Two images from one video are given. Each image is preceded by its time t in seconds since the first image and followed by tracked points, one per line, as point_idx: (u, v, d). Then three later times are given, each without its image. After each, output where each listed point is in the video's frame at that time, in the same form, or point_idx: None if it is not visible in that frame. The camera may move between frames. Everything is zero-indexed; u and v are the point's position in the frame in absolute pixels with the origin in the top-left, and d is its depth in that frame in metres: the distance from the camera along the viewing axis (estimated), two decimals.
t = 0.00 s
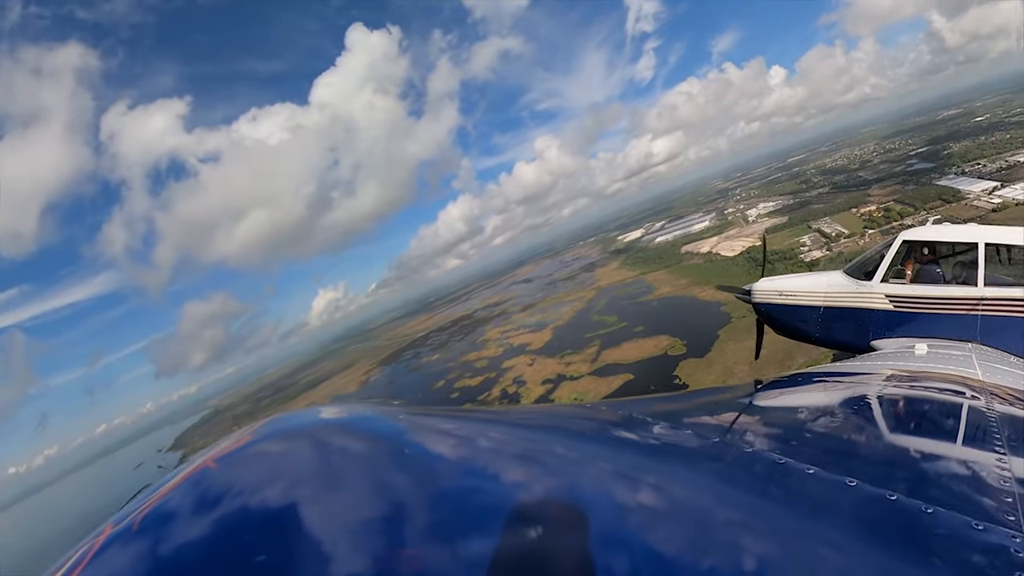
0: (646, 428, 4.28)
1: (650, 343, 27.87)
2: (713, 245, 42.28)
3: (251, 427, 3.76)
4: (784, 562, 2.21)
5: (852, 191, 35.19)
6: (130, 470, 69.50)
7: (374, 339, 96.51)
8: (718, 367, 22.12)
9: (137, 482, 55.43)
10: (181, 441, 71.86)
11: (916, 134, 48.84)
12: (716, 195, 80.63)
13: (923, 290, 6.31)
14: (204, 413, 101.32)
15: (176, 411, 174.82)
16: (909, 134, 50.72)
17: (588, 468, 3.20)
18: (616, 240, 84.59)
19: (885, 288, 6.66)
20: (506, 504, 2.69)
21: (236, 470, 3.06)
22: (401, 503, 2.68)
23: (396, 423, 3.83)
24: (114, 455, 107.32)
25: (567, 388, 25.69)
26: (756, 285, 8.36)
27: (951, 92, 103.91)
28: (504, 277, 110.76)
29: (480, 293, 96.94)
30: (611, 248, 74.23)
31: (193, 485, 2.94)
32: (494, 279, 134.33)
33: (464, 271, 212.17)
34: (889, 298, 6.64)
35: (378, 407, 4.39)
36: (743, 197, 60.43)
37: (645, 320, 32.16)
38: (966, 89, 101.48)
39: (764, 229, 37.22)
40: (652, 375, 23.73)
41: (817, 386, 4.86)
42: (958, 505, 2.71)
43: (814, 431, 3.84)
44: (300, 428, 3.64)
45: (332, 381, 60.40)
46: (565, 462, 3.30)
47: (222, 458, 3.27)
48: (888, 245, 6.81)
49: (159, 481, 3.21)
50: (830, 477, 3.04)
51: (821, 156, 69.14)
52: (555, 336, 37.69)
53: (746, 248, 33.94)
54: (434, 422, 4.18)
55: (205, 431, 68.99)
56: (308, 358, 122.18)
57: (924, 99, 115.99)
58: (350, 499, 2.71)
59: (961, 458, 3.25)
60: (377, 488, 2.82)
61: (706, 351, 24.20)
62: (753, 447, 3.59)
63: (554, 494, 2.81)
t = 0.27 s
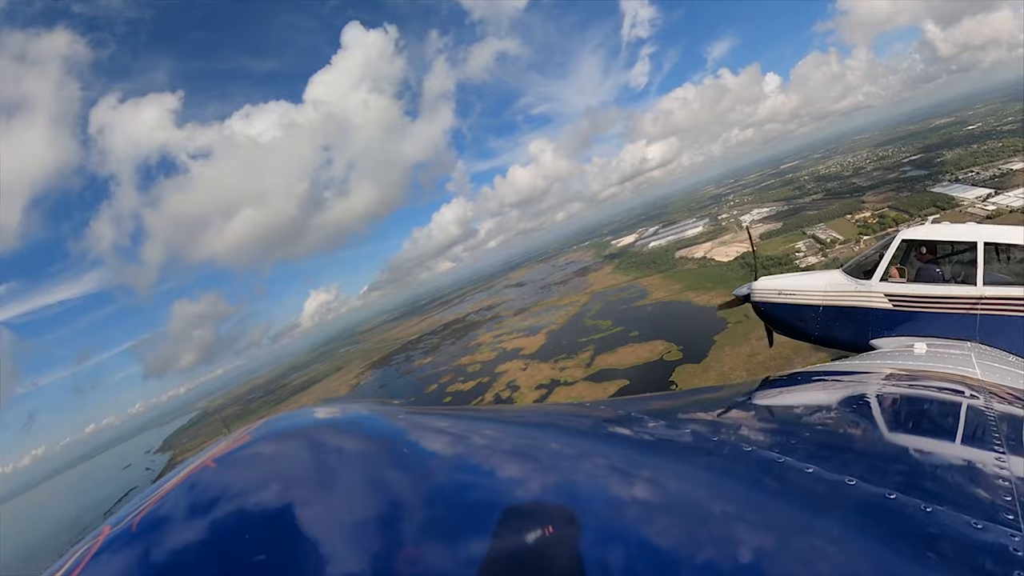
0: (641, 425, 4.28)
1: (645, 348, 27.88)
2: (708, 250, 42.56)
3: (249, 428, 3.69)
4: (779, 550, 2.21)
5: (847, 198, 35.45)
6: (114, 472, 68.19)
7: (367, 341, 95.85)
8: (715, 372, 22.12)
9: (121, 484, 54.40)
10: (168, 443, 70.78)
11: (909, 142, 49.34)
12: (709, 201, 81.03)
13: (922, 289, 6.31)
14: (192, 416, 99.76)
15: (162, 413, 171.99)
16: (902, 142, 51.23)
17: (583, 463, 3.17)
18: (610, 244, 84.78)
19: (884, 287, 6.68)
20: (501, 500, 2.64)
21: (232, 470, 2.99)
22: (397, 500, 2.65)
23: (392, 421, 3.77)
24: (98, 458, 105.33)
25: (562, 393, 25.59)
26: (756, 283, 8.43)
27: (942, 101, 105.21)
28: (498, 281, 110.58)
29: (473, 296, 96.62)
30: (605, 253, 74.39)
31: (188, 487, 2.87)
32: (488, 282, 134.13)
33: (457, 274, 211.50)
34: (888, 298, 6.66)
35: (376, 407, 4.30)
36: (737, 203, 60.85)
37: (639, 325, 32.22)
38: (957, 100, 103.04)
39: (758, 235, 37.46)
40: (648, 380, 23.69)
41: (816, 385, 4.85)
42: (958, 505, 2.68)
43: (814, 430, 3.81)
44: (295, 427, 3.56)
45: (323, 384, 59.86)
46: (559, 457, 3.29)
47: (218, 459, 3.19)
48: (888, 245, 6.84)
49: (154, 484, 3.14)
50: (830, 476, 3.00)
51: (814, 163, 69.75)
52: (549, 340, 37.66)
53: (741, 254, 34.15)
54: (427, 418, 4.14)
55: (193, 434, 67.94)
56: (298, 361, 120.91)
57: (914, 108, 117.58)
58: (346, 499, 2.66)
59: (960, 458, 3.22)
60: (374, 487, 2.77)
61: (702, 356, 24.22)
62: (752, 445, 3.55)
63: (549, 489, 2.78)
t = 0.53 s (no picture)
0: (636, 423, 4.31)
1: (640, 353, 27.90)
2: (702, 255, 42.84)
3: (249, 427, 3.61)
4: (773, 544, 2.23)
5: (841, 203, 35.56)
6: (99, 475, 66.94)
7: (359, 343, 95.16)
8: (711, 377, 22.14)
9: (106, 487, 53.44)
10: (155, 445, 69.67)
11: (901, 148, 49.87)
12: (703, 206, 81.37)
13: (922, 289, 6.33)
14: (180, 418, 98.32)
15: (148, 416, 169.30)
16: (894, 149, 51.83)
17: (577, 461, 3.19)
18: (604, 248, 84.89)
19: (883, 287, 6.71)
20: (498, 497, 2.62)
21: (228, 471, 2.94)
22: (394, 499, 2.61)
23: (387, 421, 3.72)
24: (83, 460, 103.44)
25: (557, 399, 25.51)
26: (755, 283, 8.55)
27: (934, 110, 106.58)
28: (492, 284, 110.39)
29: (467, 299, 96.28)
30: (598, 257, 74.50)
31: (183, 490, 2.81)
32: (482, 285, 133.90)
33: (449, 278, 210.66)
34: (887, 298, 6.69)
35: (373, 407, 4.24)
36: (731, 208, 61.27)
37: (635, 329, 32.30)
38: (946, 108, 104.66)
39: (753, 240, 37.72)
40: (644, 386, 23.67)
41: (816, 385, 4.85)
42: (955, 504, 2.67)
43: (814, 430, 3.81)
44: (290, 428, 3.50)
45: (314, 386, 59.33)
46: (554, 455, 3.30)
47: (214, 461, 3.13)
48: (887, 244, 6.83)
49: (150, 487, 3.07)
50: (828, 476, 2.99)
51: (807, 169, 70.41)
52: (542, 345, 37.59)
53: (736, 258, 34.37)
54: (422, 417, 4.12)
55: (181, 436, 66.95)
56: (288, 363, 119.62)
57: (906, 116, 119.07)
58: (343, 498, 2.62)
59: (959, 458, 3.22)
60: (371, 487, 2.72)
61: (699, 361, 24.24)
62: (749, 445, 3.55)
63: (545, 487, 2.78)
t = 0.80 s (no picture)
0: (630, 423, 4.30)
1: (636, 358, 27.89)
2: (696, 260, 43.02)
3: (248, 428, 3.53)
4: (769, 539, 2.21)
5: (835, 209, 35.82)
6: (83, 478, 65.61)
7: (351, 345, 94.30)
8: (708, 383, 22.11)
9: (91, 490, 52.40)
10: (142, 448, 68.52)
11: (893, 155, 50.38)
12: (697, 211, 81.82)
13: (921, 290, 6.37)
14: (167, 420, 96.71)
15: (134, 419, 166.49)
16: (886, 155, 52.33)
17: (571, 458, 3.14)
18: (597, 253, 85.03)
19: (882, 288, 6.75)
20: (492, 496, 2.57)
21: (222, 474, 2.86)
22: (390, 499, 2.55)
23: (383, 421, 3.64)
24: (67, 463, 101.37)
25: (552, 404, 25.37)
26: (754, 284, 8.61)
27: (924, 118, 108.11)
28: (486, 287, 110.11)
29: (460, 302, 95.90)
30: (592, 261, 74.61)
31: (176, 492, 2.74)
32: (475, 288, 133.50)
33: (442, 281, 209.83)
34: (886, 298, 6.73)
35: (367, 409, 4.14)
36: (725, 213, 61.63)
37: (631, 334, 32.36)
38: (935, 116, 106.18)
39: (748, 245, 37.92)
40: (640, 391, 23.60)
41: (816, 386, 4.83)
42: (955, 504, 2.63)
43: (814, 431, 3.78)
44: (285, 430, 3.41)
45: (305, 389, 58.69)
46: (547, 453, 3.24)
47: (208, 463, 3.05)
48: (885, 246, 6.89)
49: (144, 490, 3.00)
50: (827, 477, 2.94)
51: (800, 176, 70.99)
52: (536, 349, 37.46)
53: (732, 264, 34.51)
54: (417, 417, 4.05)
55: (169, 439, 65.90)
56: (278, 365, 118.19)
57: (897, 124, 120.66)
58: (338, 500, 2.56)
59: (958, 458, 3.20)
60: (366, 487, 2.67)
61: (695, 367, 24.22)
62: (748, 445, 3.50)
63: (539, 485, 2.73)
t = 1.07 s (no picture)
0: (625, 420, 4.32)
1: (633, 363, 27.87)
2: (692, 265, 43.20)
3: (251, 428, 3.47)
4: (765, 532, 2.25)
5: (830, 214, 36.11)
6: (69, 481, 64.40)
7: (343, 348, 93.48)
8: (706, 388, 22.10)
9: (77, 493, 51.46)
10: (129, 450, 67.47)
11: (888, 161, 50.79)
12: (691, 216, 82.21)
13: (920, 288, 6.42)
14: (156, 422, 95.34)
15: (120, 422, 163.76)
16: (880, 161, 52.76)
17: (566, 454, 3.15)
18: (592, 257, 85.19)
19: (882, 286, 6.80)
20: (488, 493, 2.59)
21: (219, 476, 2.82)
22: (388, 501, 2.53)
23: (379, 419, 3.60)
24: (51, 466, 99.50)
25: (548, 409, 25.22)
26: (754, 284, 8.73)
27: (916, 125, 109.37)
28: (480, 289, 109.81)
29: (453, 305, 95.53)
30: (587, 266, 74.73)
31: (175, 494, 2.69)
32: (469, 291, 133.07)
33: (435, 285, 209.00)
34: (886, 297, 6.78)
35: (367, 408, 4.07)
36: (719, 218, 61.94)
37: (627, 338, 32.38)
38: (929, 122, 107.14)
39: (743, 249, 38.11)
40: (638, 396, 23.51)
41: (816, 384, 4.84)
42: (953, 502, 2.62)
43: (813, 428, 3.77)
44: (283, 431, 3.36)
45: (297, 392, 58.14)
46: (543, 449, 3.22)
47: (207, 466, 2.99)
48: (884, 245, 6.95)
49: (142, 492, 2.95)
50: (826, 475, 2.93)
51: (795, 181, 71.50)
52: (530, 354, 37.35)
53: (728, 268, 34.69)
54: (413, 415, 3.97)
55: (158, 442, 64.92)
56: (269, 368, 116.89)
57: (888, 131, 122.14)
58: (336, 502, 2.54)
59: (957, 457, 3.19)
60: (365, 488, 2.65)
61: (693, 372, 24.22)
62: (747, 444, 3.47)
63: (535, 479, 2.75)
